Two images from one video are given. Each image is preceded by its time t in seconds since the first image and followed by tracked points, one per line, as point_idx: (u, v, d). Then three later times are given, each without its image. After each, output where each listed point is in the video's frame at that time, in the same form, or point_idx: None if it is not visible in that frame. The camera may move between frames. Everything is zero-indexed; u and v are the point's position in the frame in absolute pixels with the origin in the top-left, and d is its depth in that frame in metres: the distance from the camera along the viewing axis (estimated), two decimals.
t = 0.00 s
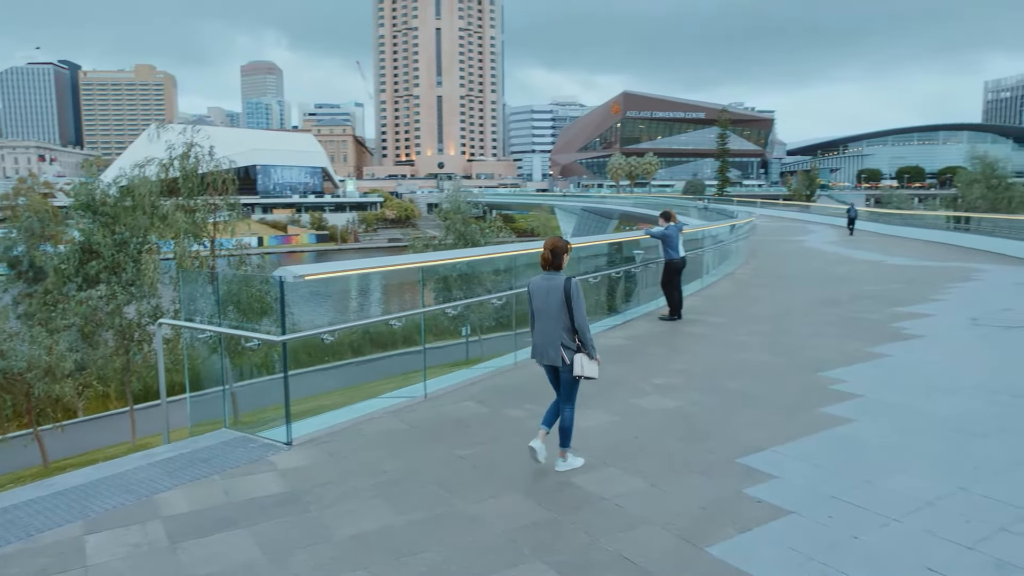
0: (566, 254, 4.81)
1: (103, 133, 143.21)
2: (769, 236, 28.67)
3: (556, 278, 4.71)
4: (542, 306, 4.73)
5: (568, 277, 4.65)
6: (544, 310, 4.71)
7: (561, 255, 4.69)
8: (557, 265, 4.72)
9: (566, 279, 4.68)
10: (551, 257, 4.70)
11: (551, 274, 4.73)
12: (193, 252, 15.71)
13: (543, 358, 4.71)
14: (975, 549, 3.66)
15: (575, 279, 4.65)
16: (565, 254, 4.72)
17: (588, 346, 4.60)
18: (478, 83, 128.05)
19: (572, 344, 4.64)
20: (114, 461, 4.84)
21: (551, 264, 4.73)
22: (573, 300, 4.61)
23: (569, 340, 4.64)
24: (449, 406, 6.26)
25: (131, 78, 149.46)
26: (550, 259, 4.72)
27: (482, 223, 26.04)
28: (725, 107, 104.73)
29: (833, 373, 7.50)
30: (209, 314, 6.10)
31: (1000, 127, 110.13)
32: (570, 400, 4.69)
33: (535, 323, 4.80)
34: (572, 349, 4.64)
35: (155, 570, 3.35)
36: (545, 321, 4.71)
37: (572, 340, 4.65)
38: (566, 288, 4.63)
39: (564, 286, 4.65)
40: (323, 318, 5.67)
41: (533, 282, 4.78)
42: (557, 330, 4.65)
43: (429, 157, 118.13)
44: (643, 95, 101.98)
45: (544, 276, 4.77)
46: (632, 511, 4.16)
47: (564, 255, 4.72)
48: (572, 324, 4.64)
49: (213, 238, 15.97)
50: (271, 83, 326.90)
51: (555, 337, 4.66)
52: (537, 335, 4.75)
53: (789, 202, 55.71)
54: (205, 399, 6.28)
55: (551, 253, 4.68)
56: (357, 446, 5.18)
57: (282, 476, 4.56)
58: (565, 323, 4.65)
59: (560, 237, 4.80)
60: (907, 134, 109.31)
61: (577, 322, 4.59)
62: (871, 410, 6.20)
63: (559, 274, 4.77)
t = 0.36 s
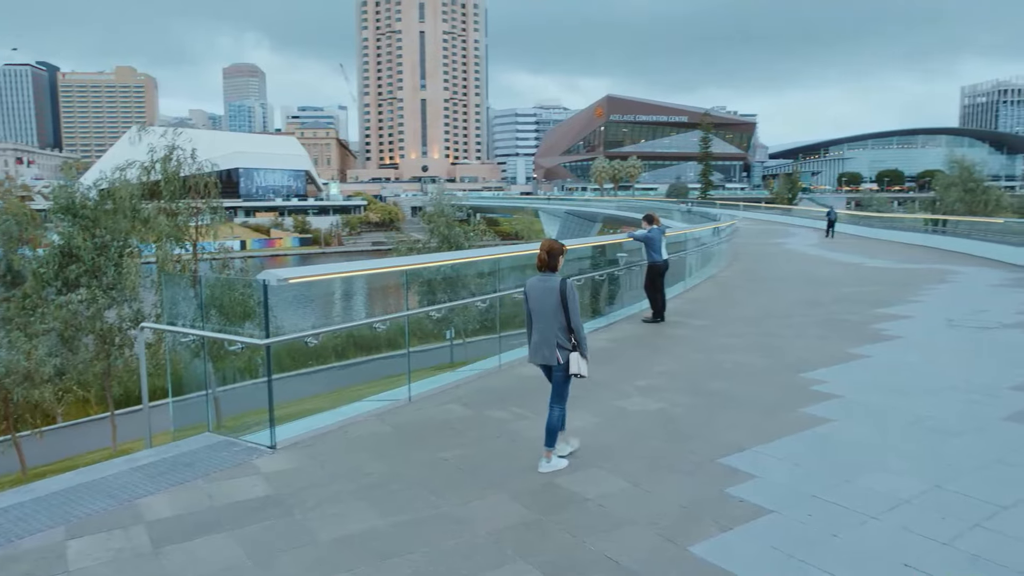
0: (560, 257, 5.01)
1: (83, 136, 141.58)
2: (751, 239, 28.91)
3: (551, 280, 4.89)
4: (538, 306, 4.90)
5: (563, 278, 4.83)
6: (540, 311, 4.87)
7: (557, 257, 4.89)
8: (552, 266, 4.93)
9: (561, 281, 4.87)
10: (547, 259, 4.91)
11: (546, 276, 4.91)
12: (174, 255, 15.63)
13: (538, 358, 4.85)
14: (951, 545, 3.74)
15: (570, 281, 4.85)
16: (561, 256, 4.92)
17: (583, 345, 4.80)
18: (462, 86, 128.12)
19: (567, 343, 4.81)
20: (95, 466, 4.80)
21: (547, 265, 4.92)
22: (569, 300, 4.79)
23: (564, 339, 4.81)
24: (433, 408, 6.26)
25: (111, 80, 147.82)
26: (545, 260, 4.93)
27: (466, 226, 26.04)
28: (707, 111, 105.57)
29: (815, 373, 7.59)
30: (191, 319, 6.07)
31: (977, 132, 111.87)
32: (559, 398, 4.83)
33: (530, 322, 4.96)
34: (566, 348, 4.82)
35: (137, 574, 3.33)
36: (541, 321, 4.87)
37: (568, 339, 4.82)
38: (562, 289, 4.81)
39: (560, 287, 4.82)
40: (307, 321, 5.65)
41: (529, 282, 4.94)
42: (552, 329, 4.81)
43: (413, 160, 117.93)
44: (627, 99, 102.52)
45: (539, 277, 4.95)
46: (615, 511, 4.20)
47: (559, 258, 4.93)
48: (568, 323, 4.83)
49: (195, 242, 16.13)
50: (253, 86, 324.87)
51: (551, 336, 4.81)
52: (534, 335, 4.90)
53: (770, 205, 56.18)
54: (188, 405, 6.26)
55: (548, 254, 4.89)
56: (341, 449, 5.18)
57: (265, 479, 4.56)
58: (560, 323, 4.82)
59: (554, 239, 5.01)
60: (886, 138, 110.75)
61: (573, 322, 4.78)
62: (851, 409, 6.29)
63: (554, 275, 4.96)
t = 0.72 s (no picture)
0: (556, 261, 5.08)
1: (68, 138, 140.34)
2: (738, 241, 29.11)
3: (549, 283, 4.96)
4: (536, 309, 4.97)
5: (561, 282, 4.91)
6: (538, 313, 4.94)
7: (555, 262, 4.95)
8: (550, 271, 4.98)
9: (558, 284, 4.94)
10: (545, 264, 4.97)
11: (543, 279, 4.97)
12: (160, 259, 15.29)
13: (535, 359, 4.93)
14: (931, 542, 3.80)
15: (567, 285, 4.93)
16: (557, 260, 4.99)
17: (580, 348, 4.90)
18: (449, 89, 128.08)
19: (564, 345, 4.91)
20: (80, 470, 4.79)
21: (544, 270, 4.97)
22: (567, 304, 4.88)
23: (562, 342, 4.91)
24: (421, 411, 6.27)
25: (95, 82, 146.54)
26: (543, 265, 4.97)
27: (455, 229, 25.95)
28: (694, 114, 106.17)
29: (800, 374, 7.67)
30: (178, 322, 6.04)
31: (959, 135, 113.08)
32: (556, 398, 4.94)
33: (527, 324, 5.04)
34: (564, 350, 4.92)
35: None
36: (539, 324, 4.94)
37: (565, 342, 4.92)
38: (559, 293, 4.89)
39: (557, 291, 4.90)
40: (294, 324, 5.66)
41: (526, 286, 5.00)
42: (551, 333, 4.90)
43: (401, 163, 117.82)
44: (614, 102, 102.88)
45: (536, 281, 5.00)
46: (602, 512, 4.23)
47: (556, 262, 4.99)
48: (565, 326, 4.92)
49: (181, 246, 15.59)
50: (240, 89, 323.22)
51: (548, 339, 4.90)
52: (532, 337, 4.97)
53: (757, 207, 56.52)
54: (175, 408, 6.24)
55: (546, 259, 4.95)
56: (328, 452, 5.18)
57: (253, 482, 4.55)
58: (557, 325, 4.92)
59: (550, 243, 5.07)
60: (870, 141, 111.83)
61: (570, 324, 4.87)
62: (835, 410, 6.36)
63: (550, 279, 5.03)
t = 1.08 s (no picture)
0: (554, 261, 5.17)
1: (52, 141, 138.94)
2: (725, 244, 29.28)
3: (546, 283, 5.05)
4: (534, 309, 5.07)
5: (558, 282, 4.99)
6: (536, 313, 5.04)
7: (552, 262, 5.05)
8: (548, 271, 5.06)
9: (555, 284, 5.03)
10: (543, 264, 5.04)
11: (542, 279, 5.06)
12: (149, 262, 15.11)
13: (535, 357, 5.02)
14: (913, 540, 3.85)
15: (564, 284, 5.01)
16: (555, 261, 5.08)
17: (576, 346, 4.96)
18: (438, 92, 128.04)
19: (561, 344, 4.99)
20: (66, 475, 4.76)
21: (542, 270, 5.07)
22: (562, 303, 4.96)
23: (558, 341, 4.99)
24: (410, 413, 6.28)
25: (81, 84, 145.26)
26: (541, 265, 5.06)
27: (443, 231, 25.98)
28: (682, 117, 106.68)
29: (786, 376, 7.74)
30: (166, 326, 6.02)
31: (944, 139, 114.27)
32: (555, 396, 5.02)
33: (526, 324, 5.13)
34: (561, 349, 4.99)
35: None
36: (537, 323, 5.03)
37: (561, 341, 5.00)
38: (557, 293, 4.97)
39: (554, 290, 4.99)
40: (283, 327, 5.65)
41: (525, 286, 5.10)
42: (548, 331, 4.98)
43: (390, 166, 117.65)
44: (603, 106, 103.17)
45: (535, 281, 5.10)
46: (590, 512, 4.26)
47: (554, 262, 5.07)
48: (561, 325, 4.99)
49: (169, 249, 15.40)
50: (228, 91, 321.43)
51: (546, 338, 4.98)
52: (531, 336, 5.07)
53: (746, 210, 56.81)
54: (162, 412, 6.21)
55: (543, 260, 5.03)
56: (316, 454, 5.18)
57: (242, 485, 4.55)
58: (555, 324, 5.00)
59: (549, 245, 5.16)
60: (856, 145, 112.79)
61: (567, 323, 4.94)
62: (820, 411, 6.43)
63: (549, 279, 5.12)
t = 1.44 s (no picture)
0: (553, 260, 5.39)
1: (39, 144, 137.59)
2: (715, 246, 29.41)
3: (544, 281, 5.27)
4: (533, 307, 5.26)
5: (555, 280, 5.20)
6: (534, 310, 5.23)
7: (550, 261, 5.28)
8: (547, 269, 5.30)
9: (552, 283, 5.23)
10: (543, 263, 5.28)
11: (540, 278, 5.29)
12: (136, 265, 15.09)
13: (535, 354, 5.22)
14: (898, 538, 3.90)
15: (560, 282, 5.22)
16: (552, 260, 5.30)
17: (573, 342, 5.15)
18: (429, 95, 127.99)
19: (559, 340, 5.17)
20: (55, 478, 4.74)
21: (541, 268, 5.30)
22: (559, 301, 5.15)
23: (556, 337, 5.18)
24: (399, 416, 6.29)
25: (70, 85, 144.12)
26: (540, 263, 5.30)
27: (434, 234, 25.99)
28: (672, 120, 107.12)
29: (774, 377, 7.81)
30: (156, 328, 6.00)
31: (931, 142, 115.26)
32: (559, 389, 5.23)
33: (526, 321, 5.33)
34: (558, 345, 5.18)
35: None
36: (535, 320, 5.22)
37: (559, 337, 5.18)
38: (554, 290, 5.18)
39: (551, 289, 5.19)
40: (273, 330, 5.65)
41: (524, 285, 5.32)
42: (546, 328, 5.17)
43: (380, 168, 117.40)
44: (593, 109, 103.42)
45: (534, 279, 5.32)
46: (579, 513, 4.29)
47: (553, 261, 5.31)
48: (558, 323, 5.18)
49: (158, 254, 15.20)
50: (217, 91, 319.58)
51: (546, 334, 5.17)
52: (529, 333, 5.25)
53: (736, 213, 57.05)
54: (152, 416, 6.19)
55: (542, 258, 5.27)
56: (307, 457, 5.19)
57: (232, 488, 4.54)
58: (553, 321, 5.19)
59: (547, 244, 5.38)
60: (845, 148, 113.69)
61: (564, 320, 5.13)
62: (808, 411, 6.48)
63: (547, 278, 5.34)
